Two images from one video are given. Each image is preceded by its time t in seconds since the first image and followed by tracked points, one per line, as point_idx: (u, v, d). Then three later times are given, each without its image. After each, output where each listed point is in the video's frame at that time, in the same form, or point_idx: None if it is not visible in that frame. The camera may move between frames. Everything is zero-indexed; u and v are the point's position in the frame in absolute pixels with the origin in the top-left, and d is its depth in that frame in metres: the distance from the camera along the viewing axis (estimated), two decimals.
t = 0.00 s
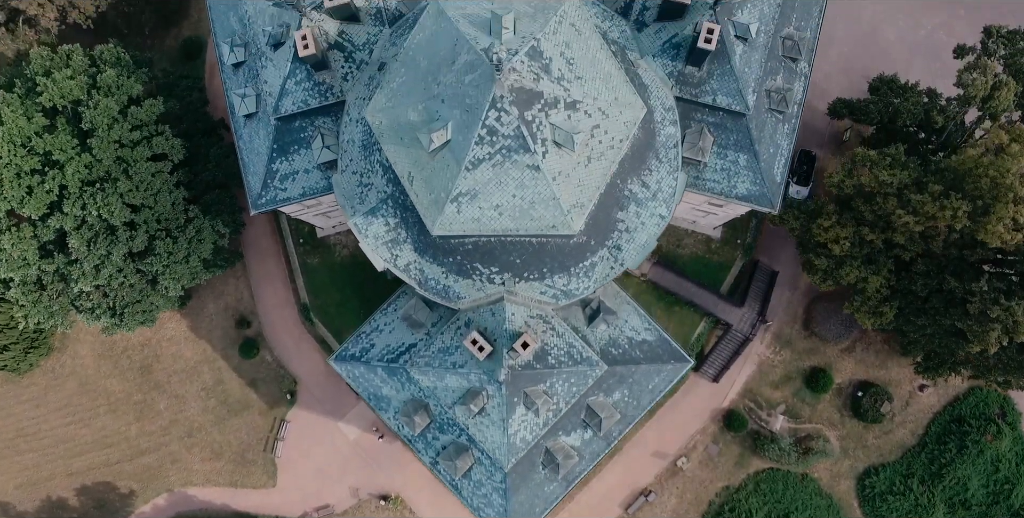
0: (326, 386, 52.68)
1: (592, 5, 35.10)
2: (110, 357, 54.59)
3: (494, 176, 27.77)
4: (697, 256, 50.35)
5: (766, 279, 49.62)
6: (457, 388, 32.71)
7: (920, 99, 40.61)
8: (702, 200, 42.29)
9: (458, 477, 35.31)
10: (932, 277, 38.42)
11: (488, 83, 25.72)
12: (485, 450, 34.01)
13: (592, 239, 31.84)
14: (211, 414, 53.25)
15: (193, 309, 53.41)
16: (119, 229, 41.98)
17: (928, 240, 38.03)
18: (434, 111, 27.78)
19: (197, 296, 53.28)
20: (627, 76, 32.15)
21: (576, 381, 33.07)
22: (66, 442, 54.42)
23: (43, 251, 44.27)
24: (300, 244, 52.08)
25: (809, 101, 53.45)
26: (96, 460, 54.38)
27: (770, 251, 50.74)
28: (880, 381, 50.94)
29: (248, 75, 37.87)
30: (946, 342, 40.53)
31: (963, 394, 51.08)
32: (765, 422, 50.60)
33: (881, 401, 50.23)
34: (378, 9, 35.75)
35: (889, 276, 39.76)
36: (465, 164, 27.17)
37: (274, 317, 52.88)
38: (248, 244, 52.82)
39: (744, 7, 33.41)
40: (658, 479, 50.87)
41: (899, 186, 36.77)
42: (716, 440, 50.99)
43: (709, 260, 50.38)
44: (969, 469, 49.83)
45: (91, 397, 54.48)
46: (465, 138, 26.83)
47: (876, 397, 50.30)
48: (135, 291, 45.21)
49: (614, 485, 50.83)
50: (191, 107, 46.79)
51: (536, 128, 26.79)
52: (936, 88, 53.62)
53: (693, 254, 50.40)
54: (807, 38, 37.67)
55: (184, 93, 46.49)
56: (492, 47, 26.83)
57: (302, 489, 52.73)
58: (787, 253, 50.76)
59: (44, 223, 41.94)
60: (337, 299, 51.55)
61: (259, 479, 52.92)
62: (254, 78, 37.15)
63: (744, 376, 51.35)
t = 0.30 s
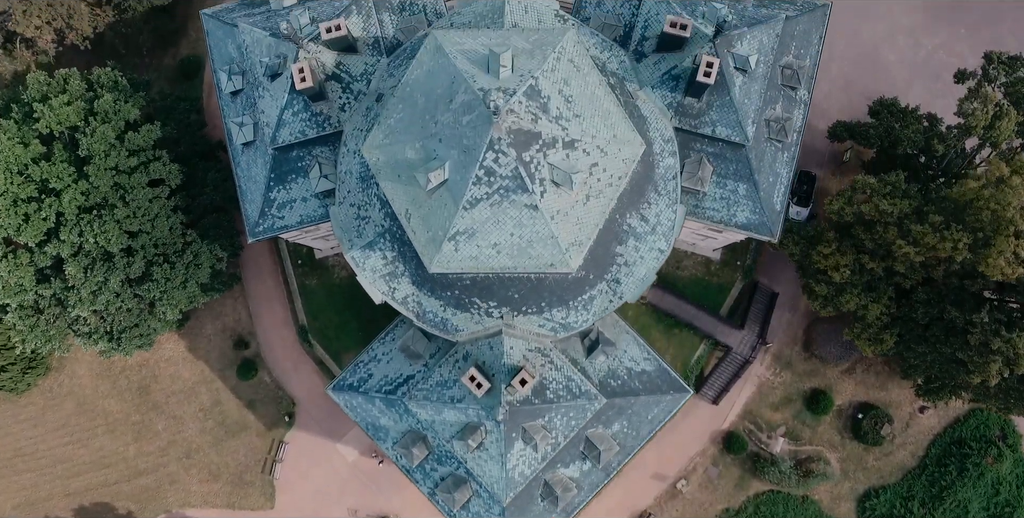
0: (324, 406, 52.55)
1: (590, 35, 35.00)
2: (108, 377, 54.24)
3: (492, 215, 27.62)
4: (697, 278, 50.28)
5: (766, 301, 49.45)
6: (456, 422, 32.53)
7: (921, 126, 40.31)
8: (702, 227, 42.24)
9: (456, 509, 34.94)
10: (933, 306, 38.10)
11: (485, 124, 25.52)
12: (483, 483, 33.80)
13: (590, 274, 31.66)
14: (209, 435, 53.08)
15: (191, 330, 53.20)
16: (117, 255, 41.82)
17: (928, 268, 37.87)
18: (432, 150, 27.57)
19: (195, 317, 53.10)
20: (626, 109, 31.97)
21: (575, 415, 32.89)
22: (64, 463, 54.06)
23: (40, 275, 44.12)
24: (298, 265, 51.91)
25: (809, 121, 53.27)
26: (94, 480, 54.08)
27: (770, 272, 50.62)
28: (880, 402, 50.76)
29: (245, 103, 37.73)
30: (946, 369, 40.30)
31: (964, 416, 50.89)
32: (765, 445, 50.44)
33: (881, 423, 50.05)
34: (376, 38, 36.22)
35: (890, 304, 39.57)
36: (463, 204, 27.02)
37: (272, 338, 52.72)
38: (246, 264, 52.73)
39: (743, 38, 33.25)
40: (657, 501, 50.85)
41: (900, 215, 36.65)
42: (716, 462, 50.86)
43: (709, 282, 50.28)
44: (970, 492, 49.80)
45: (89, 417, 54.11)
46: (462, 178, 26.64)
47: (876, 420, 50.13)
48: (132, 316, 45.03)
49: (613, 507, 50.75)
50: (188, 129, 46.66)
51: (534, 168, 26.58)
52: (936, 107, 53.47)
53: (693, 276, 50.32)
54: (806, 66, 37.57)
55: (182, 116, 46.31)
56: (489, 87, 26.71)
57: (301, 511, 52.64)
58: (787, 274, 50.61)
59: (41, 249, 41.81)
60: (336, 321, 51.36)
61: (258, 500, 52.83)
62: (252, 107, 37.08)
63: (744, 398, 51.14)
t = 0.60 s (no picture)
0: (323, 427, 52.40)
1: (589, 65, 34.86)
2: (106, 398, 53.89)
3: (490, 254, 27.44)
4: (697, 300, 50.15)
5: (766, 323, 49.29)
6: (453, 457, 32.35)
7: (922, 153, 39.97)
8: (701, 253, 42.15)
9: None
10: (934, 335, 37.94)
11: (483, 167, 25.31)
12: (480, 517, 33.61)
13: (589, 308, 31.45)
14: (206, 456, 52.91)
15: (189, 350, 52.98)
16: (114, 282, 41.67)
17: (928, 297, 37.66)
18: (429, 190, 27.38)
19: (193, 338, 52.89)
20: (624, 143, 31.79)
21: (573, 450, 32.72)
22: (61, 483, 53.66)
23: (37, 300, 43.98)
24: (296, 286, 51.83)
25: (809, 141, 53.05)
26: (93, 501, 53.73)
27: (770, 293, 50.51)
28: (881, 424, 50.53)
29: (243, 132, 37.56)
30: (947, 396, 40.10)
31: (964, 438, 50.65)
32: (765, 467, 50.25)
33: (881, 446, 49.86)
34: (374, 68, 36.29)
35: (890, 331, 39.25)
36: (460, 244, 26.81)
37: (271, 359, 52.56)
38: (245, 285, 52.63)
39: (743, 70, 33.06)
40: None
41: (900, 245, 36.53)
42: (716, 485, 50.72)
43: (709, 304, 50.13)
44: (970, 514, 49.83)
45: (86, 437, 53.73)
46: (460, 218, 26.44)
47: (876, 442, 49.93)
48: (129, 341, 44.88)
49: None
50: (186, 152, 46.51)
51: (532, 209, 26.40)
52: (937, 127, 53.16)
53: (692, 298, 50.20)
54: (805, 95, 37.47)
55: (180, 138, 46.17)
56: (487, 127, 26.54)
57: None
58: (787, 296, 50.48)
59: (38, 276, 41.64)
60: (334, 343, 51.22)
61: None
62: (249, 136, 36.93)
63: (744, 420, 50.93)
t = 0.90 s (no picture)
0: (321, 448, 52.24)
1: (588, 96, 34.69)
2: (103, 418, 53.48)
3: (487, 294, 27.25)
4: (696, 322, 49.98)
5: (765, 345, 49.11)
6: (451, 491, 32.19)
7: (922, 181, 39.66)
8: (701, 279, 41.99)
9: None
10: (934, 364, 37.80)
11: (479, 210, 25.13)
12: None
13: (588, 343, 31.22)
14: (204, 477, 52.74)
15: (187, 371, 52.75)
16: (110, 308, 41.49)
17: (928, 326, 37.47)
18: (426, 229, 27.21)
19: (191, 359, 52.66)
20: (622, 177, 31.63)
21: (571, 484, 32.56)
22: (59, 503, 53.08)
23: (34, 325, 43.79)
24: (295, 307, 51.71)
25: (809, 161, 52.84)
26: None
27: (769, 314, 50.40)
28: (881, 446, 50.34)
29: (239, 160, 37.39)
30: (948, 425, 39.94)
31: (964, 460, 50.51)
32: (766, 489, 50.03)
33: (881, 468, 49.65)
34: (371, 98, 36.07)
35: (890, 360, 39.01)
36: (457, 284, 26.59)
37: (269, 380, 52.40)
38: (243, 306, 52.47)
39: (742, 102, 32.96)
40: None
41: (900, 275, 36.36)
42: (716, 507, 50.57)
43: (708, 326, 49.97)
44: None
45: (84, 457, 53.29)
46: (457, 259, 26.25)
47: (876, 465, 49.74)
48: (127, 366, 44.67)
49: None
50: (184, 175, 46.36)
51: (530, 250, 26.26)
52: (937, 148, 52.98)
53: (691, 320, 50.04)
54: (805, 124, 37.28)
55: (178, 161, 46.01)
56: (484, 168, 26.31)
57: None
58: (786, 317, 50.38)
59: (35, 302, 41.43)
60: (332, 366, 51.14)
61: None
62: (246, 165, 36.76)
63: (744, 442, 50.72)
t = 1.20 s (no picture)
0: (319, 470, 52.04)
1: (587, 126, 34.56)
2: (101, 438, 53.33)
3: (484, 334, 27.06)
4: (695, 344, 49.82)
5: (765, 367, 48.87)
6: None
7: (922, 208, 39.48)
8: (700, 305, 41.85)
9: None
10: (934, 393, 37.57)
11: (476, 254, 24.96)
12: None
13: (585, 378, 31.01)
14: (201, 498, 52.59)
15: (184, 392, 52.59)
16: (107, 336, 41.37)
17: (929, 356, 37.25)
18: (422, 269, 27.04)
19: (188, 380, 52.49)
20: (620, 211, 31.44)
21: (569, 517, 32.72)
22: None
23: (31, 349, 43.65)
24: (292, 329, 51.50)
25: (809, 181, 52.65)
26: None
27: (768, 336, 50.32)
28: (881, 468, 50.11)
29: (236, 189, 37.20)
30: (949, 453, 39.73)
31: (965, 482, 50.30)
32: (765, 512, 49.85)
33: (881, 491, 49.42)
34: (368, 128, 35.98)
35: (890, 388, 38.83)
36: (454, 324, 26.39)
37: (266, 401, 52.17)
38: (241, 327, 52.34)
39: (741, 134, 32.83)
40: None
41: (899, 305, 36.18)
42: None
43: (707, 348, 49.81)
44: None
45: (82, 478, 53.13)
46: (454, 300, 26.08)
47: (877, 487, 49.46)
48: (123, 390, 44.52)
49: None
50: (180, 198, 46.17)
51: (527, 291, 26.07)
52: (938, 167, 52.76)
53: (690, 342, 49.88)
54: (803, 152, 37.14)
55: (175, 183, 45.84)
56: (481, 209, 26.12)
57: None
58: (785, 339, 50.32)
59: (31, 329, 41.31)
60: (329, 388, 50.98)
61: None
62: (243, 195, 36.56)
63: (743, 464, 50.52)
